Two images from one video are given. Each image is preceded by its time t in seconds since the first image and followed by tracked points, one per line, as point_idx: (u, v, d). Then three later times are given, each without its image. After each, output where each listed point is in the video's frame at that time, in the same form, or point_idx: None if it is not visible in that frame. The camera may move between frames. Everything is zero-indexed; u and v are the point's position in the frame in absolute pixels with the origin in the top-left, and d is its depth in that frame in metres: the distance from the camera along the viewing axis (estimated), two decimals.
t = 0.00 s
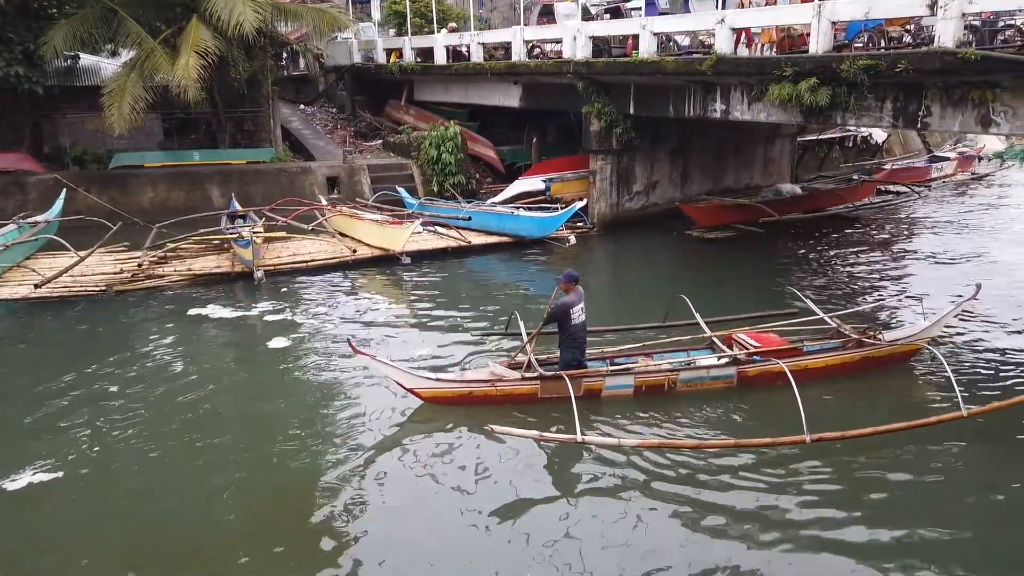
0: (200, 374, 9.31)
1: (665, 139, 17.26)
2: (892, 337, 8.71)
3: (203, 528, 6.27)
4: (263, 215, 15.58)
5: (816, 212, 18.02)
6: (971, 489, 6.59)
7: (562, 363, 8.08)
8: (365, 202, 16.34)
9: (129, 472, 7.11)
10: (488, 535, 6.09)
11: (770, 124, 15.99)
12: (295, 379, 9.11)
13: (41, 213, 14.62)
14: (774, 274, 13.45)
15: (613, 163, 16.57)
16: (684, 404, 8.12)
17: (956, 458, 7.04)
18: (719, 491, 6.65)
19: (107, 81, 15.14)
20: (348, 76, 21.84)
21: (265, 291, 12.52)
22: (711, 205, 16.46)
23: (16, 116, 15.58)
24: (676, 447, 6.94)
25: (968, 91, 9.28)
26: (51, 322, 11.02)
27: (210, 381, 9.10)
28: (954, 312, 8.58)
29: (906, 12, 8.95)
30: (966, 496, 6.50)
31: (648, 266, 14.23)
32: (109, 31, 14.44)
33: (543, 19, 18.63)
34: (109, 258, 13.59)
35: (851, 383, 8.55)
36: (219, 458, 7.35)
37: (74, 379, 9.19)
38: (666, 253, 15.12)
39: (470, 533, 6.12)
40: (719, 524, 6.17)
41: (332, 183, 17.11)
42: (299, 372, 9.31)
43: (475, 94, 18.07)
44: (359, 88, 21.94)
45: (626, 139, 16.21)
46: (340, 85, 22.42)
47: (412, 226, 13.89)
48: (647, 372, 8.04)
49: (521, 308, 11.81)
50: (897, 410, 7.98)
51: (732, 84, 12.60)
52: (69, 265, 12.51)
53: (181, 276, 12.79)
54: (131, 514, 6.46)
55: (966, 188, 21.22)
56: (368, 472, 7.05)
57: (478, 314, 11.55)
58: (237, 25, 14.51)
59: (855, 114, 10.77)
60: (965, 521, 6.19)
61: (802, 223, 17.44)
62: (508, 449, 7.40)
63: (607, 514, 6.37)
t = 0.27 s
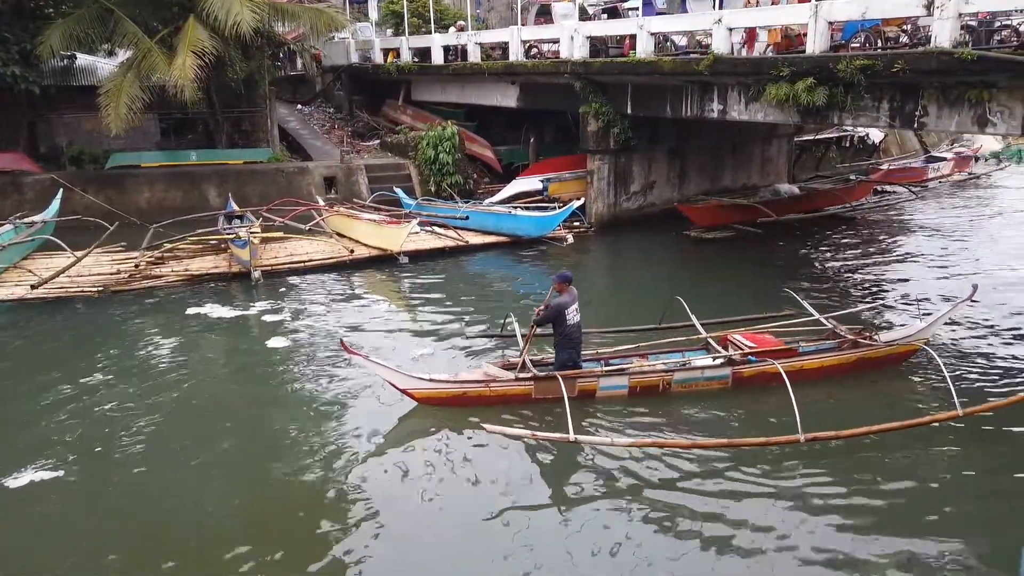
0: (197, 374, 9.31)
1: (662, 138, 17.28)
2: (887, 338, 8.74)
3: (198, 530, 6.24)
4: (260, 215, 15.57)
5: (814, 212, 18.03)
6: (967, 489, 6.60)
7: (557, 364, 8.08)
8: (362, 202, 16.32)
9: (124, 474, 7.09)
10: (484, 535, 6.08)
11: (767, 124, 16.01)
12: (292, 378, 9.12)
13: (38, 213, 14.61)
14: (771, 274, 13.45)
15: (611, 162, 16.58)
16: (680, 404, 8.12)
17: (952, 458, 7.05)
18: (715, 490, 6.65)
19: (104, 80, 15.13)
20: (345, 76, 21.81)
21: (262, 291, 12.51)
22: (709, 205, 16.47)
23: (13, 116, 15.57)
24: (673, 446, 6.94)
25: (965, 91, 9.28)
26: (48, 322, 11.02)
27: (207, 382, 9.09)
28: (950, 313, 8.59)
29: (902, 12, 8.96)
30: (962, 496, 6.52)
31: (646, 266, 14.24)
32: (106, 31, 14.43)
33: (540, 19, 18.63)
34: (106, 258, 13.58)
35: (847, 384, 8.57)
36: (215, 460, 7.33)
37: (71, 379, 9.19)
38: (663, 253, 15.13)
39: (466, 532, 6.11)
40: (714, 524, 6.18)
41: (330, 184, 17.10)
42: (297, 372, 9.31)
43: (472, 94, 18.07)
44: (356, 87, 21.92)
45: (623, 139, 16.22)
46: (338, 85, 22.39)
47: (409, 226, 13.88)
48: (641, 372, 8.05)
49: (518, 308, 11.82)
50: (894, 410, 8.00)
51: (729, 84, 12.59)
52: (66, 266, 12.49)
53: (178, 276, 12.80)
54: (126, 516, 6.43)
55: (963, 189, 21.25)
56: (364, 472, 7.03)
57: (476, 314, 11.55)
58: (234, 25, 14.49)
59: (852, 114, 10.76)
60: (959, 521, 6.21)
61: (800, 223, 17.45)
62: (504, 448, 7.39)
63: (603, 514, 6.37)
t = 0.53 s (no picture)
0: (195, 375, 9.29)
1: (659, 138, 17.30)
2: (884, 338, 8.73)
3: (194, 532, 6.22)
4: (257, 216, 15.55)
5: (811, 212, 18.06)
6: (964, 488, 6.62)
7: (552, 365, 8.08)
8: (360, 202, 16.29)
9: (121, 475, 7.06)
10: (483, 535, 6.08)
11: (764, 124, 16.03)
12: (290, 378, 9.12)
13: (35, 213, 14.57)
14: (768, 274, 13.47)
15: (608, 162, 16.60)
16: (675, 404, 8.12)
17: (951, 458, 7.07)
18: (712, 490, 6.66)
19: (101, 81, 15.10)
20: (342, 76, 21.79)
21: (260, 292, 12.50)
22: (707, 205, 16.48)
23: (9, 116, 15.53)
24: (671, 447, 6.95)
25: (962, 91, 9.31)
26: (46, 323, 11.00)
27: (205, 382, 9.07)
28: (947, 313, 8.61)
29: (900, 13, 8.99)
30: (960, 495, 6.54)
31: (643, 266, 14.25)
32: (103, 31, 14.40)
33: (537, 19, 18.63)
34: (103, 258, 13.56)
35: (843, 385, 8.59)
36: (212, 461, 7.31)
37: (69, 380, 9.17)
38: (661, 253, 15.15)
39: (466, 532, 6.11)
40: (712, 523, 6.18)
41: (327, 183, 17.08)
42: (296, 372, 9.30)
43: (470, 94, 18.06)
44: (354, 87, 21.91)
45: (621, 139, 16.21)
46: (335, 85, 22.37)
47: (407, 225, 13.85)
48: (636, 374, 8.05)
49: (517, 308, 11.82)
50: (892, 411, 8.02)
51: (727, 84, 12.61)
52: (63, 266, 12.47)
53: (176, 277, 12.78)
54: (123, 518, 6.40)
55: (959, 189, 21.30)
56: (362, 472, 7.03)
57: (474, 314, 11.55)
58: (231, 24, 14.47)
59: (849, 114, 10.77)
60: (957, 519, 6.23)
61: (797, 223, 17.48)
62: (503, 448, 7.39)
63: (601, 514, 6.37)
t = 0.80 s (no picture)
0: (192, 375, 9.26)
1: (658, 138, 17.28)
2: (880, 340, 8.72)
3: (192, 535, 6.18)
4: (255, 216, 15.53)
5: (810, 212, 18.06)
6: (961, 490, 6.62)
7: (547, 366, 8.06)
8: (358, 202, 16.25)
9: (118, 478, 7.02)
10: (482, 537, 6.07)
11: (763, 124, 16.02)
12: (288, 379, 9.11)
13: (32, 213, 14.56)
14: (767, 275, 13.47)
15: (607, 162, 16.60)
16: (671, 406, 8.12)
17: (948, 461, 7.07)
18: (710, 492, 6.65)
19: (99, 80, 15.08)
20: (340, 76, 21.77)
21: (258, 292, 12.49)
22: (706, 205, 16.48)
23: (7, 116, 15.51)
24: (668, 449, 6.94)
25: (961, 91, 9.30)
26: (43, 323, 10.99)
27: (202, 383, 9.05)
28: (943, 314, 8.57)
29: (898, 13, 8.98)
30: (957, 497, 6.54)
31: (641, 266, 14.25)
32: (101, 30, 14.37)
33: (536, 19, 18.62)
34: (101, 258, 13.53)
35: (840, 386, 8.59)
36: (210, 463, 7.27)
37: (66, 380, 9.16)
38: (660, 253, 15.15)
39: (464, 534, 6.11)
40: (710, 525, 6.18)
41: (326, 183, 17.05)
42: (294, 373, 9.31)
43: (468, 94, 18.04)
44: (352, 87, 21.88)
45: (620, 139, 16.16)
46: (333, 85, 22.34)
47: (406, 225, 13.80)
48: (631, 376, 8.05)
49: (515, 308, 11.81)
50: (889, 413, 8.02)
51: (725, 84, 12.60)
52: (60, 266, 12.44)
53: (174, 277, 12.76)
54: (122, 518, 6.41)
55: (958, 189, 21.30)
56: (361, 474, 7.01)
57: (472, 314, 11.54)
58: (229, 24, 14.45)
59: (848, 114, 10.75)
60: (954, 521, 6.23)
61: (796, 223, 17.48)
62: (499, 450, 7.39)
63: (599, 516, 6.37)
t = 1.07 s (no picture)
0: (190, 375, 9.25)
1: (657, 138, 17.27)
2: (876, 343, 8.75)
3: (192, 536, 6.16)
4: (254, 215, 15.52)
5: (810, 212, 18.06)
6: (958, 493, 6.63)
7: (543, 367, 8.05)
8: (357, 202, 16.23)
9: (115, 479, 6.99)
10: (482, 538, 6.06)
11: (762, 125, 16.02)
12: (287, 379, 9.10)
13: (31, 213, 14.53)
14: (766, 275, 13.46)
15: (606, 162, 16.58)
16: (666, 408, 8.10)
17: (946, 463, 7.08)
18: (709, 494, 6.65)
19: (97, 80, 15.07)
20: (339, 75, 21.75)
21: (257, 292, 12.48)
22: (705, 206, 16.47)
23: (6, 116, 15.49)
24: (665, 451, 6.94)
25: (960, 91, 9.29)
26: (42, 323, 10.97)
27: (200, 383, 9.03)
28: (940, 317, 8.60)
29: (898, 13, 8.97)
30: (954, 500, 6.55)
31: (640, 266, 14.24)
32: (100, 30, 14.36)
33: (535, 19, 18.60)
34: (100, 258, 13.52)
35: (838, 388, 8.59)
36: (208, 464, 7.24)
37: (65, 380, 9.14)
38: (659, 253, 15.15)
39: (465, 536, 6.10)
40: (708, 526, 6.17)
41: (324, 183, 17.03)
42: (293, 373, 9.29)
43: (467, 94, 18.03)
44: (351, 87, 21.86)
45: (619, 139, 16.16)
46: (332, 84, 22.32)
47: (405, 225, 13.78)
48: (627, 378, 8.01)
49: (513, 308, 11.80)
50: (887, 416, 8.02)
51: (725, 84, 12.59)
52: (58, 266, 12.42)
53: (173, 276, 12.74)
54: (122, 517, 6.41)
55: (956, 189, 21.31)
56: (360, 475, 6.99)
57: (471, 314, 11.53)
58: (228, 24, 14.44)
59: (847, 114, 10.74)
60: (951, 524, 6.24)
61: (796, 223, 17.48)
62: (497, 450, 7.38)
63: (599, 517, 6.36)
